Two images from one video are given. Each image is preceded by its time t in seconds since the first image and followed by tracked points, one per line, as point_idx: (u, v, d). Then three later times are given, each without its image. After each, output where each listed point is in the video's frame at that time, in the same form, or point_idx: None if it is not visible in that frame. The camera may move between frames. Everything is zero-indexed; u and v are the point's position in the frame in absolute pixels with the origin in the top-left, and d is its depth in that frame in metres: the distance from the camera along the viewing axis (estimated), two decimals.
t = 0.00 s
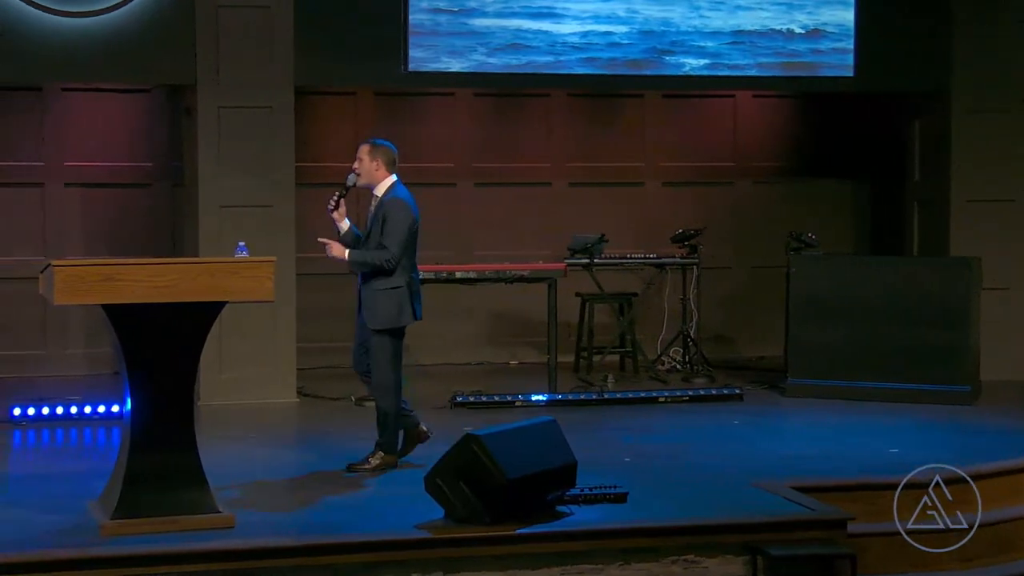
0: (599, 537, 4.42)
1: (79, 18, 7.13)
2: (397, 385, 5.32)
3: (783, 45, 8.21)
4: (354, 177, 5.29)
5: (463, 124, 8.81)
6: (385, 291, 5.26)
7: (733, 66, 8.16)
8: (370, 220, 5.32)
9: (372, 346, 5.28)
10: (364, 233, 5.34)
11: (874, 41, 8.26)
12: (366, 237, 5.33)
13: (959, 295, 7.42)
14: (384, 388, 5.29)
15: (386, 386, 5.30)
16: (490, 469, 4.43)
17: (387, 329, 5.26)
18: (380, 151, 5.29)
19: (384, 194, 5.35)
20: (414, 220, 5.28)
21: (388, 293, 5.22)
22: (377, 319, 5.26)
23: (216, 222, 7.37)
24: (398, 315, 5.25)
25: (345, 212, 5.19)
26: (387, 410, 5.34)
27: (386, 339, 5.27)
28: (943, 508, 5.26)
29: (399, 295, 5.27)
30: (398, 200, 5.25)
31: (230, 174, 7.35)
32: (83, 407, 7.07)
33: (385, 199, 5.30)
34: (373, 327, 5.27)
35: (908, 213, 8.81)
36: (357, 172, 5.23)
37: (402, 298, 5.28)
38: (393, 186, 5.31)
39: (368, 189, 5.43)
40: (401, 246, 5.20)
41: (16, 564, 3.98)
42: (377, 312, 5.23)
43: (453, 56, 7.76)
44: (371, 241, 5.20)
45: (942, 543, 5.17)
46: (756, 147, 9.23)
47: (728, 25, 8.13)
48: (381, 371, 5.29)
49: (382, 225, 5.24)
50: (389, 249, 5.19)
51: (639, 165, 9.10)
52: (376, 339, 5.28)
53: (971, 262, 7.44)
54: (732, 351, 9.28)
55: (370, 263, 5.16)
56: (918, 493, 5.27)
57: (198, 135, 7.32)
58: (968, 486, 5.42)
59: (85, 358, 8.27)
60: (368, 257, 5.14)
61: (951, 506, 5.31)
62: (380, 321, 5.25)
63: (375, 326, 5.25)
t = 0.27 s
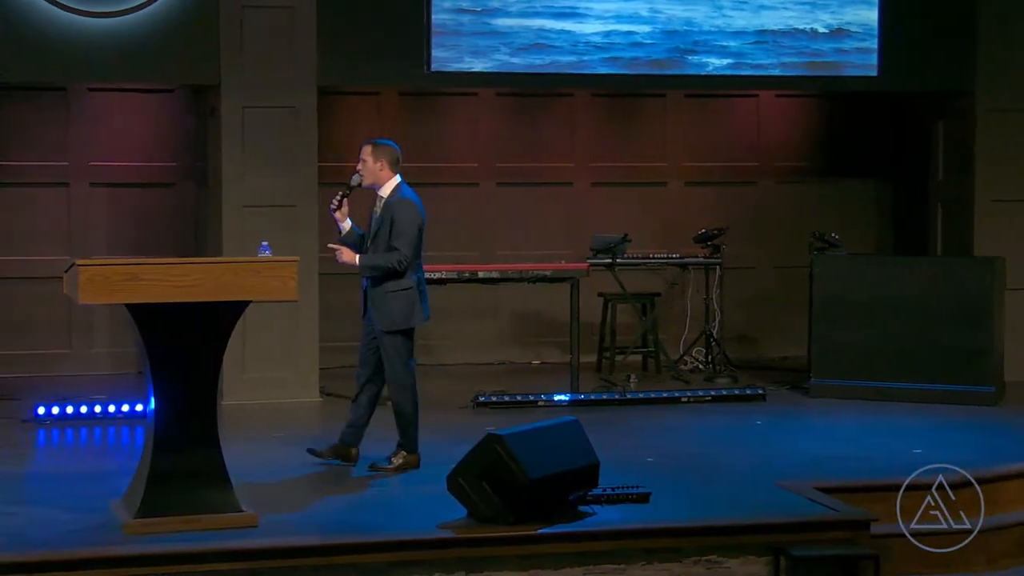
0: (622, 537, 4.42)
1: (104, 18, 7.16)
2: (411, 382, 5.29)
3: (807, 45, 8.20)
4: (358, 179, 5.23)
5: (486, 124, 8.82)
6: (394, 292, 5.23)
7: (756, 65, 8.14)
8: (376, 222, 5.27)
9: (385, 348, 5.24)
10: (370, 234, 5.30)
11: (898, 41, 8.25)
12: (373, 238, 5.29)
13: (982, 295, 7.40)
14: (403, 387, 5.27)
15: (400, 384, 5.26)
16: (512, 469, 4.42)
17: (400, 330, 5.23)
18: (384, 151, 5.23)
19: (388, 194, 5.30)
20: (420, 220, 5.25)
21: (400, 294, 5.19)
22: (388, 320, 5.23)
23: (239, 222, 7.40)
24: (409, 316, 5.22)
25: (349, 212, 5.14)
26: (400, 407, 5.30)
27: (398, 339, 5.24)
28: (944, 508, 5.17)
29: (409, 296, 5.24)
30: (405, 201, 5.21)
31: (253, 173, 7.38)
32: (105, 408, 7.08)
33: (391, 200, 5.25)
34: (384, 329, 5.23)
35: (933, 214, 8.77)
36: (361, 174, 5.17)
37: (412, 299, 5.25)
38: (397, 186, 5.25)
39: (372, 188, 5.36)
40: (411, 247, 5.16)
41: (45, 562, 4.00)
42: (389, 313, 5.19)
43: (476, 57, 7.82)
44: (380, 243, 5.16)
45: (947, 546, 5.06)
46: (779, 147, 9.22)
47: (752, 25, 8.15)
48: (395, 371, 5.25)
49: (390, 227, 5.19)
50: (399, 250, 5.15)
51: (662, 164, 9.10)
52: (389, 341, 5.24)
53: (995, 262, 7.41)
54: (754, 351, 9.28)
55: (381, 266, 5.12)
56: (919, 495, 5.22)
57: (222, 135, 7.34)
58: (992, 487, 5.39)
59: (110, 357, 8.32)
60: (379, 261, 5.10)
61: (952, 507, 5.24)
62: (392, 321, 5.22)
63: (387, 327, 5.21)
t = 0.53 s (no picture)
0: (643, 537, 4.42)
1: (128, 18, 7.19)
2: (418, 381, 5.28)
3: (829, 45, 8.20)
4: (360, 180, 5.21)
5: (507, 124, 8.83)
6: (396, 293, 5.20)
7: (777, 65, 8.14)
8: (378, 223, 5.27)
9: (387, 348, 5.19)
10: (372, 236, 5.29)
11: (920, 40, 8.23)
12: (374, 240, 5.27)
13: (1003, 295, 7.38)
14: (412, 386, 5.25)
15: (407, 384, 5.25)
16: (532, 469, 4.42)
17: (402, 331, 5.19)
18: (387, 153, 5.22)
19: (391, 195, 5.29)
20: (423, 223, 5.25)
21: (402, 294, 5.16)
22: (390, 321, 5.18)
23: (260, 222, 7.42)
24: (412, 317, 5.19)
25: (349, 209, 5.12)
26: (409, 407, 5.30)
27: (400, 340, 5.20)
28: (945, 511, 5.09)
29: (410, 297, 5.21)
30: (408, 202, 5.21)
31: (274, 174, 7.39)
32: (127, 407, 7.10)
33: (394, 201, 5.25)
34: (386, 329, 5.18)
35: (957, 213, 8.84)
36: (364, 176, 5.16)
37: (413, 301, 5.22)
38: (400, 188, 5.25)
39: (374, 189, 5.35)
40: (414, 247, 5.16)
41: (68, 561, 4.01)
42: (391, 313, 5.16)
43: (497, 56, 7.83)
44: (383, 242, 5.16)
45: (948, 548, 4.96)
46: (800, 147, 9.20)
47: (773, 24, 8.16)
48: (399, 371, 5.22)
49: (393, 227, 5.20)
50: (401, 250, 5.15)
51: (682, 164, 9.09)
52: (392, 341, 5.20)
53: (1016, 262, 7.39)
54: (775, 351, 9.26)
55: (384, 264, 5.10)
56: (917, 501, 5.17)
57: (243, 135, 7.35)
58: (1014, 488, 5.37)
59: (130, 357, 8.35)
60: (382, 258, 5.09)
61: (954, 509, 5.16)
62: (393, 322, 5.18)
63: (389, 328, 5.17)
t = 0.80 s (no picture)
0: (667, 537, 4.42)
1: (154, 18, 7.22)
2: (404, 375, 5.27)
3: (853, 44, 8.24)
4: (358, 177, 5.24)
5: (530, 124, 8.84)
6: (387, 290, 5.24)
7: (801, 65, 8.18)
8: (372, 219, 5.31)
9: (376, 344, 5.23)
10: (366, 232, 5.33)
11: (945, 39, 8.21)
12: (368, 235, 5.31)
13: None
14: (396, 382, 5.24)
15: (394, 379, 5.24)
16: (556, 469, 4.42)
17: (391, 328, 5.24)
18: (386, 151, 5.26)
19: (387, 194, 5.32)
20: (416, 221, 5.29)
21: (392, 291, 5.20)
22: (380, 317, 5.23)
23: (284, 222, 7.45)
24: (401, 314, 5.23)
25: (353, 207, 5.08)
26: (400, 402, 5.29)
27: (389, 337, 5.24)
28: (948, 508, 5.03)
29: (401, 294, 5.25)
30: (404, 201, 5.26)
31: (298, 174, 7.43)
32: (152, 407, 7.15)
33: (390, 199, 5.28)
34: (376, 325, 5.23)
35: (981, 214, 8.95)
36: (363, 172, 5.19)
37: (404, 298, 5.27)
38: (397, 186, 5.29)
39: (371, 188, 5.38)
40: (407, 245, 5.20)
41: (96, 560, 4.04)
42: (381, 309, 5.20)
43: (521, 56, 7.87)
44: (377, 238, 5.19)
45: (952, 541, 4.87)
46: (824, 146, 9.18)
47: (797, 24, 8.20)
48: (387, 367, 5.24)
49: (386, 224, 5.24)
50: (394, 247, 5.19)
51: (706, 164, 9.08)
52: (379, 337, 5.23)
53: None
54: (799, 352, 9.23)
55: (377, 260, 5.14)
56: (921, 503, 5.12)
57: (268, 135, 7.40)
58: None
59: (154, 356, 8.42)
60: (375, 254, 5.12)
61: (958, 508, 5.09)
62: (384, 318, 5.22)
63: (379, 324, 5.21)
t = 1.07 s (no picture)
0: (690, 537, 4.43)
1: (178, 18, 7.26)
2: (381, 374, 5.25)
3: (876, 44, 8.24)
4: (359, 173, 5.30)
5: (552, 124, 8.85)
6: (386, 287, 5.25)
7: (823, 64, 8.19)
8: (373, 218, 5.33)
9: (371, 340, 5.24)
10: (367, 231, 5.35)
11: (969, 38, 8.18)
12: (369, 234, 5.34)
13: None
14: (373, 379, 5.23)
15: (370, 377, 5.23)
16: (578, 470, 4.42)
17: (389, 324, 5.24)
18: (387, 149, 5.32)
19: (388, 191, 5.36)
20: (417, 219, 5.31)
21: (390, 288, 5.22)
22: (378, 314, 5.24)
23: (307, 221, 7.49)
24: (400, 310, 5.24)
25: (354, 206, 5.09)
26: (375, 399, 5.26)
27: (385, 334, 5.24)
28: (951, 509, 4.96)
29: (400, 291, 5.26)
30: (404, 198, 5.28)
31: (321, 174, 7.47)
32: (174, 406, 7.19)
33: (391, 197, 5.31)
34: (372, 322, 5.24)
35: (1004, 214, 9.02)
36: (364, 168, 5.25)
37: (403, 295, 5.27)
38: (398, 184, 5.33)
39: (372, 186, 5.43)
40: (406, 241, 5.22)
41: (122, 559, 4.07)
42: (379, 306, 5.22)
43: (543, 56, 7.91)
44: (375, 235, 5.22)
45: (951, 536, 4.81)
46: (847, 146, 9.15)
47: (820, 24, 8.20)
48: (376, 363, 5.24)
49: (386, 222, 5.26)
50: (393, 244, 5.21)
51: (728, 164, 9.06)
52: (374, 332, 5.24)
53: None
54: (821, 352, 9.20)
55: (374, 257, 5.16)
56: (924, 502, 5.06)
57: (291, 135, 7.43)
58: None
59: (178, 355, 8.48)
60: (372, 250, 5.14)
61: (960, 509, 5.06)
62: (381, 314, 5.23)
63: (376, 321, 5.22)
